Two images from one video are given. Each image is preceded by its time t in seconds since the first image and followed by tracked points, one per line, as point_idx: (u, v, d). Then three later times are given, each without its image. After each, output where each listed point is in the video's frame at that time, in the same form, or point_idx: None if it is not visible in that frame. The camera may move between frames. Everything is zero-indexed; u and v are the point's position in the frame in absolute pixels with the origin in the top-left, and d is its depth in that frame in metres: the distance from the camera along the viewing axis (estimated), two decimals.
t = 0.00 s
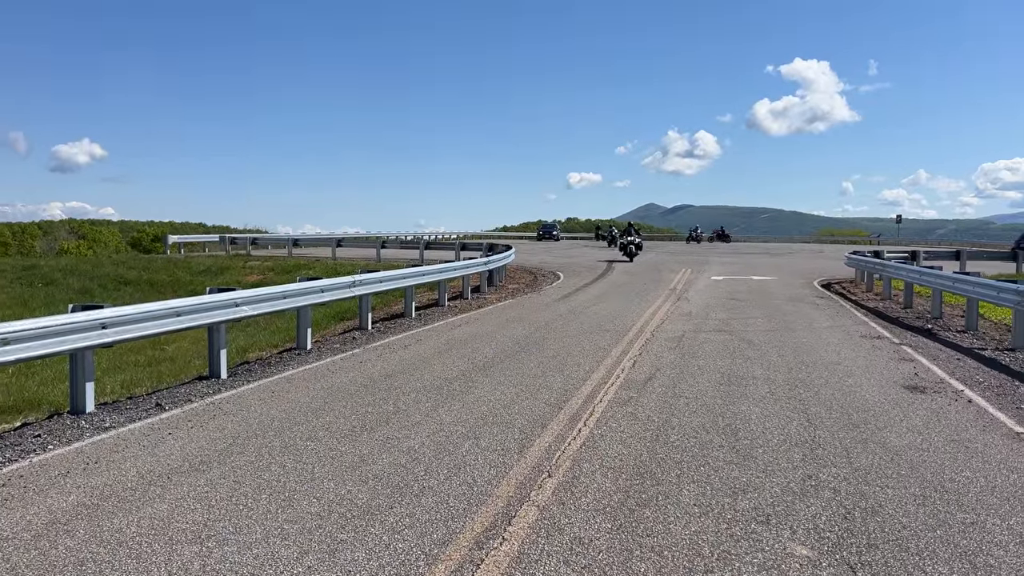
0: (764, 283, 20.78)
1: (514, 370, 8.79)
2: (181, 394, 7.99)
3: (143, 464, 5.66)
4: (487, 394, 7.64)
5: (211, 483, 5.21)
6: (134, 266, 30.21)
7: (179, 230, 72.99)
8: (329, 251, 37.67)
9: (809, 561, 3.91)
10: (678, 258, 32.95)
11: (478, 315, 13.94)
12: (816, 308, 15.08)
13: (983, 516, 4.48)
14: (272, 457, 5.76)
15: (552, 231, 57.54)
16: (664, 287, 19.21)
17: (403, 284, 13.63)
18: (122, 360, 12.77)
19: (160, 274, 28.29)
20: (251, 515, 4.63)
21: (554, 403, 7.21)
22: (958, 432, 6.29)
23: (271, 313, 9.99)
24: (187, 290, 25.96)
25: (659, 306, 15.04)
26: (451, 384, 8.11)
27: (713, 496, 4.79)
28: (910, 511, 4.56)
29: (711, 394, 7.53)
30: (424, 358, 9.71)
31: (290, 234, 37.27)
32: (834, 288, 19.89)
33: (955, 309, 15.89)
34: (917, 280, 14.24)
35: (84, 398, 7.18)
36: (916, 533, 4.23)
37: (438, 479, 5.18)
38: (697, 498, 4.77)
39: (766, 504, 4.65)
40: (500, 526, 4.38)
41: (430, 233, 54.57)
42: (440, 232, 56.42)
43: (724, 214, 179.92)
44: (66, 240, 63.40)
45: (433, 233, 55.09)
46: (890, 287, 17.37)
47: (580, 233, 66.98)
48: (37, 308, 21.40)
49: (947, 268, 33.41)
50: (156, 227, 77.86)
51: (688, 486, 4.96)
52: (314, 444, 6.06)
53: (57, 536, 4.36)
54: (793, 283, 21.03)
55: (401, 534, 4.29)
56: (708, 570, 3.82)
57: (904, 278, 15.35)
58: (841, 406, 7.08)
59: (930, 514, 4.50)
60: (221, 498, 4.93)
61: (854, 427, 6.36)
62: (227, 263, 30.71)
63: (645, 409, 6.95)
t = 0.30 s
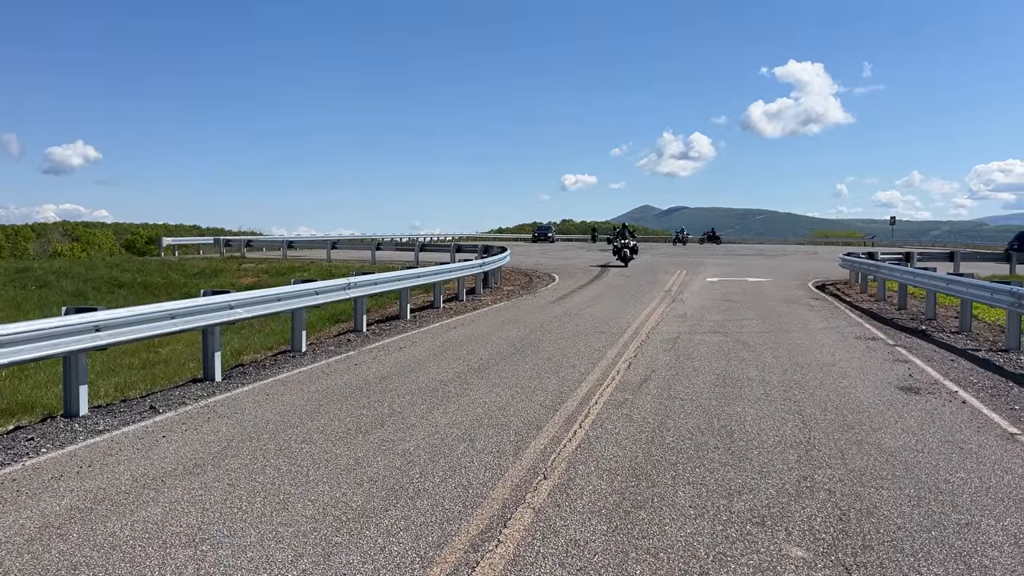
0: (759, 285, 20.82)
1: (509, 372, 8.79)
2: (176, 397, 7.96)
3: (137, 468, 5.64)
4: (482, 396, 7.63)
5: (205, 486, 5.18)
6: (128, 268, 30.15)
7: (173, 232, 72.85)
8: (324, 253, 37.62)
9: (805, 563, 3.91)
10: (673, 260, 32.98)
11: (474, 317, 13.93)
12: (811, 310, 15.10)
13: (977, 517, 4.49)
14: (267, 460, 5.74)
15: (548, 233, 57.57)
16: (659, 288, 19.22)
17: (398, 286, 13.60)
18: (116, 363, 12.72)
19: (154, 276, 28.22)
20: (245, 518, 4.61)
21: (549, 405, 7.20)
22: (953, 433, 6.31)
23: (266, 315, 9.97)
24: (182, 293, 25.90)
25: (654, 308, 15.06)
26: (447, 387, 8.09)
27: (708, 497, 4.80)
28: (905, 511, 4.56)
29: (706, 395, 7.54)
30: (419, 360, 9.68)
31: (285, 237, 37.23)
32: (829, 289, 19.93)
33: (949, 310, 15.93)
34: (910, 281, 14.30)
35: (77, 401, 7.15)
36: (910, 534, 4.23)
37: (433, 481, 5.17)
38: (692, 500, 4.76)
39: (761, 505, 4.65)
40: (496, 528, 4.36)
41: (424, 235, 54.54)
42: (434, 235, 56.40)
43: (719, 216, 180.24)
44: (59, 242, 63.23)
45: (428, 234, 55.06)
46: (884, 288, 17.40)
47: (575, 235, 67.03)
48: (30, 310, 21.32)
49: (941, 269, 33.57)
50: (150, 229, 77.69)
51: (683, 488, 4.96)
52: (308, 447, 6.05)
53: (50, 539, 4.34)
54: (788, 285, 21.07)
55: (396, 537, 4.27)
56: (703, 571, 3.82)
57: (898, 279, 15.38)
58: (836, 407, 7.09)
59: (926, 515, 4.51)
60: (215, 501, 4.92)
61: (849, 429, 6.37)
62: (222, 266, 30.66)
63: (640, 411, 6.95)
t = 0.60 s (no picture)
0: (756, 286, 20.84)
1: (506, 373, 8.78)
2: (172, 399, 7.94)
3: (134, 470, 5.63)
4: (479, 397, 7.62)
5: (201, 488, 5.18)
6: (124, 270, 30.05)
7: (170, 234, 72.76)
8: (321, 255, 37.60)
9: (802, 564, 3.92)
10: (670, 261, 32.97)
11: (470, 319, 13.91)
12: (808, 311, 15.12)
13: (974, 518, 4.50)
14: (263, 462, 5.73)
15: (545, 235, 57.58)
16: (656, 290, 19.24)
17: (395, 287, 13.59)
18: (111, 365, 12.68)
19: (150, 278, 28.14)
20: (242, 520, 4.60)
21: (546, 407, 7.19)
22: (950, 434, 6.31)
23: (262, 317, 9.95)
24: (178, 295, 25.85)
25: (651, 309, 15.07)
26: (444, 388, 8.09)
27: (705, 498, 4.80)
28: (901, 512, 4.57)
29: (703, 397, 7.55)
30: (416, 362, 9.68)
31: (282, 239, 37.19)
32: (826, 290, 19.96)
33: (945, 311, 15.95)
34: (906, 282, 14.34)
35: (73, 403, 7.13)
36: (907, 535, 4.24)
37: (430, 482, 5.17)
38: (689, 501, 4.77)
39: (758, 506, 4.66)
40: (493, 530, 4.36)
41: (421, 237, 54.49)
42: (431, 236, 56.39)
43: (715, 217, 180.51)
44: (55, 244, 63.06)
45: (424, 236, 55.02)
46: (881, 290, 17.42)
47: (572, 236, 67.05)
48: (26, 312, 21.25)
49: (937, 270, 33.67)
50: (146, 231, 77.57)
51: (680, 489, 4.96)
52: (305, 448, 6.04)
53: (47, 542, 4.32)
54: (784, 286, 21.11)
55: (393, 539, 4.27)
56: (700, 573, 3.82)
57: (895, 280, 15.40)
58: (833, 409, 7.10)
59: (922, 516, 4.51)
60: (212, 503, 4.91)
61: (846, 430, 6.38)
62: (218, 267, 30.62)
63: (637, 412, 6.96)
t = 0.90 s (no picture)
0: (755, 287, 20.85)
1: (505, 375, 8.78)
2: (171, 400, 7.93)
3: (132, 471, 5.63)
4: (478, 399, 7.62)
5: (200, 490, 5.17)
6: (123, 272, 30.04)
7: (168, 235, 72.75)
8: (320, 257, 37.62)
9: (800, 565, 3.92)
10: (669, 262, 32.99)
11: (469, 320, 13.90)
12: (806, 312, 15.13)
13: (972, 520, 4.50)
14: (262, 463, 5.73)
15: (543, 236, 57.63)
16: (655, 291, 19.25)
17: (394, 289, 13.59)
18: (110, 366, 12.67)
19: (149, 280, 28.13)
20: (240, 522, 4.59)
21: (545, 408, 7.19)
22: (948, 435, 6.31)
23: (261, 318, 9.95)
24: (177, 296, 25.84)
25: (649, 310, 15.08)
26: (442, 390, 8.09)
27: (704, 500, 4.80)
28: (899, 514, 4.57)
29: (702, 398, 7.56)
30: (414, 363, 9.68)
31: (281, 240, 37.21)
32: (824, 291, 19.97)
33: (944, 313, 15.96)
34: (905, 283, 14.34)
35: (72, 405, 7.13)
36: (906, 537, 4.24)
37: (429, 484, 5.17)
38: (687, 503, 4.76)
39: (757, 508, 4.66)
40: (492, 531, 4.37)
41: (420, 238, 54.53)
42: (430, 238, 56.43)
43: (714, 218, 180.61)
44: (53, 245, 63.04)
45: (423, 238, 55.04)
46: (879, 291, 17.42)
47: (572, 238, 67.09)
48: (25, 313, 21.23)
49: (936, 271, 33.74)
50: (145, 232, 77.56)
51: (678, 491, 4.96)
52: (304, 450, 6.04)
53: (46, 544, 4.32)
54: (783, 287, 21.12)
55: (391, 541, 4.27)
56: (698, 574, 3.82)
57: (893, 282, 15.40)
58: (831, 410, 7.10)
59: (921, 518, 4.52)
60: (210, 504, 4.90)
61: (845, 431, 6.38)
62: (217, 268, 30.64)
63: (636, 413, 6.97)
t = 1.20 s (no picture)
0: (755, 289, 20.86)
1: (505, 376, 8.79)
2: (172, 401, 7.94)
3: (133, 472, 5.64)
4: (479, 400, 7.63)
5: (201, 491, 5.18)
6: (124, 273, 30.08)
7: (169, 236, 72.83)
8: (320, 258, 37.66)
9: (801, 566, 3.92)
10: (670, 264, 33.02)
11: (470, 321, 13.90)
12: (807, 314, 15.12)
13: (973, 521, 4.50)
14: (263, 464, 5.74)
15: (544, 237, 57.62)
16: (655, 292, 19.25)
17: (394, 290, 13.59)
18: (111, 368, 12.67)
19: (150, 281, 28.15)
20: (241, 523, 4.60)
21: (546, 409, 7.20)
22: (949, 436, 6.32)
23: (262, 319, 9.95)
24: (178, 297, 25.84)
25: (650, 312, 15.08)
26: (443, 391, 8.10)
27: (705, 501, 4.80)
28: (900, 515, 4.57)
29: (702, 399, 7.57)
30: (415, 364, 9.68)
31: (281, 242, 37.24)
32: (825, 293, 19.97)
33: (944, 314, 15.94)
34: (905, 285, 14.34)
35: (73, 406, 7.14)
36: (907, 538, 4.25)
37: (430, 485, 5.17)
38: (688, 504, 4.77)
39: (757, 509, 4.67)
40: (492, 532, 4.37)
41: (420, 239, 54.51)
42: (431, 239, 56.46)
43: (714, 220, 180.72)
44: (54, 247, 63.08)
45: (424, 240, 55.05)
46: (880, 293, 17.41)
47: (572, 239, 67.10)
48: (26, 314, 21.23)
49: (937, 272, 33.78)
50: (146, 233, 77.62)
51: (679, 492, 4.97)
52: (305, 451, 6.05)
53: (47, 544, 4.33)
54: (783, 289, 21.12)
55: (392, 541, 4.27)
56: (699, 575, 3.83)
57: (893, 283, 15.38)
58: (832, 411, 7.11)
59: (921, 519, 4.52)
60: (211, 505, 4.91)
61: (845, 432, 6.39)
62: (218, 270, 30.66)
63: (637, 414, 6.98)
